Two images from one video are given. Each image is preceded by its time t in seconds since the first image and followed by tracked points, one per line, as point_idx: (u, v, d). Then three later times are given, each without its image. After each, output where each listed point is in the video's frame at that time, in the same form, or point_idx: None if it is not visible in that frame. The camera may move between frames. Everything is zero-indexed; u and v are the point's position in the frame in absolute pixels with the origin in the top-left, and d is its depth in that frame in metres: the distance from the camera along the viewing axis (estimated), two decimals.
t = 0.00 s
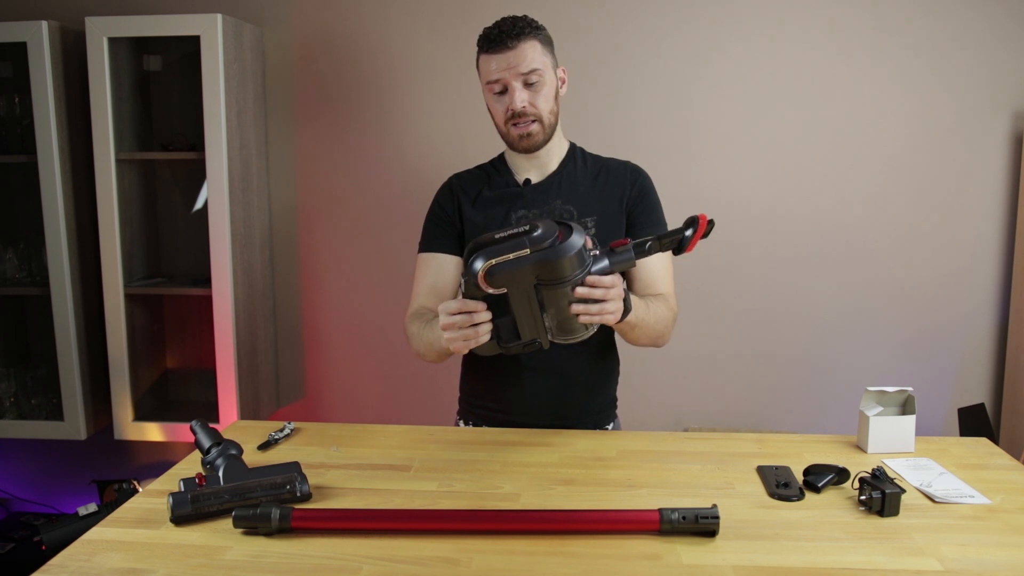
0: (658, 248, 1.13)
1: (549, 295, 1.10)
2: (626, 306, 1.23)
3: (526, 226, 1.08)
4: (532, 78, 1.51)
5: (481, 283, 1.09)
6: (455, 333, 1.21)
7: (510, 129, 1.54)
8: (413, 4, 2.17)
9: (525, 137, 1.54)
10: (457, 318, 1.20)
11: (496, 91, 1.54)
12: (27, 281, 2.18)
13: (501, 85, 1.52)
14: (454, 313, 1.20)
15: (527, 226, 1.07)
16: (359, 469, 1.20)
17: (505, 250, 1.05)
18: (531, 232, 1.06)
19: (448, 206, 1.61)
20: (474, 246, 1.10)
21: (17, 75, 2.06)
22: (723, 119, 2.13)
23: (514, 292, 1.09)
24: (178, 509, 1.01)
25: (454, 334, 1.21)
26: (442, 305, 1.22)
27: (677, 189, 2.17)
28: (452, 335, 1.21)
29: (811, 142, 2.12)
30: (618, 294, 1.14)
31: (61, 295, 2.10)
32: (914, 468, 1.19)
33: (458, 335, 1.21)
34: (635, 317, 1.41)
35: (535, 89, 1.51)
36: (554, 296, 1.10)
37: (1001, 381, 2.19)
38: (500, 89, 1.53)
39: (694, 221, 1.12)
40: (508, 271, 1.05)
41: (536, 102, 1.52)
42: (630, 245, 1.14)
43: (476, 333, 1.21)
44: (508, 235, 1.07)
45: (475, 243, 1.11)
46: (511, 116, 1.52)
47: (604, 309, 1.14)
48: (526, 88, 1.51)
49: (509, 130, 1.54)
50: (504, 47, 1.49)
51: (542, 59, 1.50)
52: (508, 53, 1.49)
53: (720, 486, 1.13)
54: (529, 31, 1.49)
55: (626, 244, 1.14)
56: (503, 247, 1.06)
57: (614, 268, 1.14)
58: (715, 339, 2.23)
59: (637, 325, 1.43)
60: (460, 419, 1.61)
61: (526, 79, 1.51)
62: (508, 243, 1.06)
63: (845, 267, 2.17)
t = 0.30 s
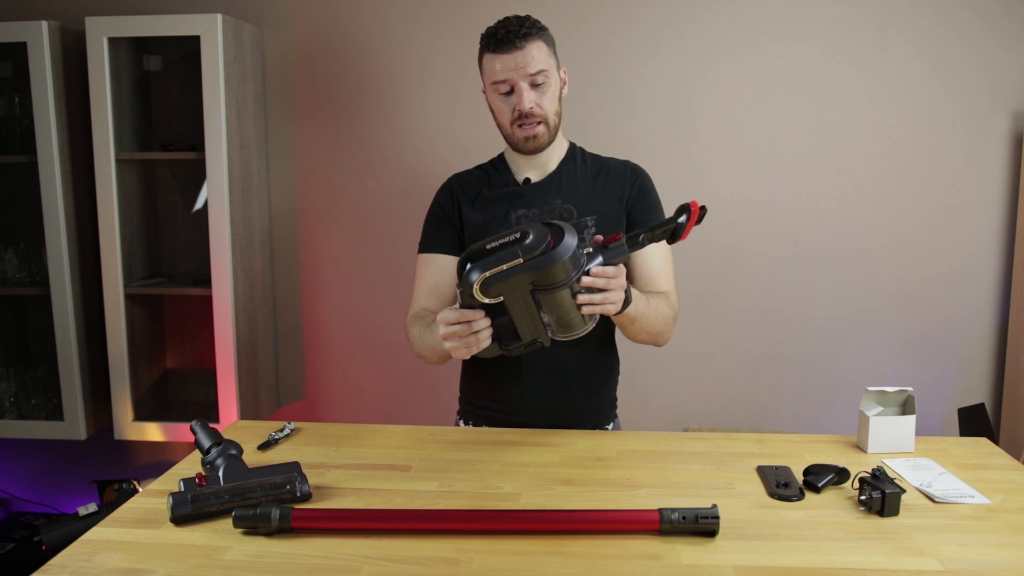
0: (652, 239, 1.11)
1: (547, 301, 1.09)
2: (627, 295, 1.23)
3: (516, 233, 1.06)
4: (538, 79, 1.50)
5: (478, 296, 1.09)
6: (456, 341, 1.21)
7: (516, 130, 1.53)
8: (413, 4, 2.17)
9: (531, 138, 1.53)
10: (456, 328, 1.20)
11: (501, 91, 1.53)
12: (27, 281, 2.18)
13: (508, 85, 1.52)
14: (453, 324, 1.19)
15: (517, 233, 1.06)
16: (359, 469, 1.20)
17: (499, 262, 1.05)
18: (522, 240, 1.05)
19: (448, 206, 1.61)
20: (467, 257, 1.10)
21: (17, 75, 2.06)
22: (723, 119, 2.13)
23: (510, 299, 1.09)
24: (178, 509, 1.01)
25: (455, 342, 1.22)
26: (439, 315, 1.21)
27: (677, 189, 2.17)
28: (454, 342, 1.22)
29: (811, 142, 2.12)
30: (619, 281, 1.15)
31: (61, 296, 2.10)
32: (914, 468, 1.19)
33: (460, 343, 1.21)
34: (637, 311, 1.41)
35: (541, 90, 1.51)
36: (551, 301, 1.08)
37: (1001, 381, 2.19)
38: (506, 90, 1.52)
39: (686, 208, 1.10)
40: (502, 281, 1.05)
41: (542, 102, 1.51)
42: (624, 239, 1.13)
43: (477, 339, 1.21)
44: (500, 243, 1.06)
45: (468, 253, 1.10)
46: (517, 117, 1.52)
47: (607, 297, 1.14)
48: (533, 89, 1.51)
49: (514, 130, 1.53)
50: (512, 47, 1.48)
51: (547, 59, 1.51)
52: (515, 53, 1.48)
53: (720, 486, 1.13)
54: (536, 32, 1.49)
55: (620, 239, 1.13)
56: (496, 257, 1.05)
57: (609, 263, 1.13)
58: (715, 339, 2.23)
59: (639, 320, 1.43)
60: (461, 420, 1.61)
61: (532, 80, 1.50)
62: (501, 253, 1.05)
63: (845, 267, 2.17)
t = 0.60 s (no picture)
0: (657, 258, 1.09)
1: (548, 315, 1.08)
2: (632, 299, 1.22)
3: (519, 247, 1.05)
4: (545, 80, 1.50)
5: (479, 307, 1.09)
6: (457, 347, 1.22)
7: (521, 130, 1.53)
8: (413, 4, 2.17)
9: (536, 138, 1.53)
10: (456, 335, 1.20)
11: (507, 91, 1.52)
12: (27, 281, 2.18)
13: (515, 85, 1.51)
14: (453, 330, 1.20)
15: (520, 248, 1.04)
16: (359, 469, 1.20)
17: (501, 276, 1.04)
18: (525, 256, 1.03)
19: (448, 207, 1.61)
20: (471, 267, 1.09)
21: (17, 75, 2.05)
22: (723, 119, 2.13)
23: (511, 312, 1.08)
24: (178, 509, 1.01)
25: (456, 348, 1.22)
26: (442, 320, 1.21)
27: (677, 189, 2.17)
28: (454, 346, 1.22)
29: (811, 142, 2.12)
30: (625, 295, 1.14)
31: (61, 296, 2.10)
32: (914, 468, 1.19)
33: (460, 349, 1.22)
34: (638, 315, 1.41)
35: (547, 91, 1.51)
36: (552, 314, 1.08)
37: (1001, 381, 2.19)
38: (512, 90, 1.52)
39: (695, 227, 1.08)
40: (504, 296, 1.05)
41: (548, 103, 1.52)
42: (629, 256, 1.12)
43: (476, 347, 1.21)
44: (503, 257, 1.05)
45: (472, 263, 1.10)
46: (523, 117, 1.51)
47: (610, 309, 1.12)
48: (540, 90, 1.51)
49: (520, 130, 1.53)
50: (520, 47, 1.48)
51: (554, 60, 1.50)
52: (523, 54, 1.48)
53: (720, 486, 1.13)
54: (543, 33, 1.49)
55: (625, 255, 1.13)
56: (497, 272, 1.05)
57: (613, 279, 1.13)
58: (715, 339, 2.23)
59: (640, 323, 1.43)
60: (462, 420, 1.61)
61: (539, 80, 1.50)
62: (503, 268, 1.05)
63: (845, 267, 2.17)
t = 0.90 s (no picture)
0: (675, 292, 1.04)
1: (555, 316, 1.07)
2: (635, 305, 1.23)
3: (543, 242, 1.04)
4: (544, 81, 1.50)
5: (488, 290, 1.07)
6: (459, 328, 1.21)
7: (520, 130, 1.53)
8: (413, 4, 2.17)
9: (534, 139, 1.53)
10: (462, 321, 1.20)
11: (506, 91, 1.53)
12: (27, 281, 2.18)
13: (514, 86, 1.51)
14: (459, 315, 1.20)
15: (544, 243, 1.03)
16: (359, 468, 1.20)
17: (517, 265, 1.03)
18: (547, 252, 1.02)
19: (449, 206, 1.61)
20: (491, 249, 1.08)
21: (17, 75, 2.06)
22: (723, 119, 2.13)
23: (518, 306, 1.07)
24: (178, 509, 1.01)
25: (459, 331, 1.22)
26: (450, 299, 1.21)
27: (677, 189, 2.17)
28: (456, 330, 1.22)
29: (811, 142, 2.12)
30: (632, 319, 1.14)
31: (61, 296, 2.10)
32: (914, 468, 1.19)
33: (462, 332, 1.22)
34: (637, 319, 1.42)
35: (547, 92, 1.51)
36: (560, 318, 1.07)
37: (1001, 381, 2.19)
38: (512, 90, 1.52)
39: (717, 272, 0.99)
40: (515, 285, 1.04)
41: (547, 105, 1.51)
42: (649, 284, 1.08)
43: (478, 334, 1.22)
44: (523, 248, 1.04)
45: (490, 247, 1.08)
46: (522, 118, 1.51)
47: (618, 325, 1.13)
48: (539, 91, 1.51)
49: (518, 131, 1.53)
50: (521, 48, 1.48)
51: (554, 62, 1.50)
52: (523, 55, 1.48)
53: (720, 486, 1.13)
54: (544, 35, 1.49)
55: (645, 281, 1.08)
56: (514, 261, 1.04)
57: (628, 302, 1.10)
58: (715, 339, 2.23)
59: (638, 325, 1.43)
60: (462, 421, 1.61)
61: (539, 82, 1.50)
62: (520, 258, 1.03)
63: (845, 267, 2.17)
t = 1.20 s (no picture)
0: (684, 310, 1.06)
1: (565, 314, 1.08)
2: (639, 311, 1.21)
3: (566, 238, 1.06)
4: (543, 80, 1.50)
5: (504, 276, 1.10)
6: (468, 312, 1.22)
7: (519, 129, 1.53)
8: (413, 4, 2.17)
9: (533, 138, 1.53)
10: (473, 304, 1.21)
11: (505, 91, 1.53)
12: (27, 281, 2.18)
13: (513, 85, 1.51)
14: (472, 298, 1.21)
15: (567, 239, 1.06)
16: (359, 468, 1.20)
17: (536, 255, 1.06)
18: (567, 248, 1.05)
19: (450, 205, 1.61)
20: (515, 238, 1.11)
21: (17, 75, 2.06)
22: (723, 119, 2.13)
23: (531, 298, 1.09)
24: (178, 509, 1.01)
25: (468, 316, 1.22)
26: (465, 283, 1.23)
27: (676, 189, 2.17)
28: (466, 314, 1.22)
29: (811, 142, 2.12)
30: (643, 332, 1.10)
31: (61, 296, 2.10)
32: (914, 468, 1.19)
33: (470, 316, 1.22)
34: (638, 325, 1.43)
35: (545, 91, 1.51)
36: (569, 316, 1.08)
37: (1001, 381, 2.19)
38: (511, 89, 1.52)
39: (731, 297, 1.01)
40: (531, 275, 1.06)
41: (546, 103, 1.51)
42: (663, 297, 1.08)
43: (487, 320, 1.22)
44: (546, 240, 1.07)
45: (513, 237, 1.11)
46: (521, 116, 1.51)
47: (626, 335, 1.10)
48: (538, 90, 1.51)
49: (518, 130, 1.53)
50: (518, 47, 1.48)
51: (553, 60, 1.50)
52: (521, 53, 1.48)
53: (720, 486, 1.13)
54: (541, 33, 1.49)
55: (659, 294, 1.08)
56: (534, 250, 1.06)
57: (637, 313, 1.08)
58: (715, 339, 2.23)
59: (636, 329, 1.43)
60: (463, 421, 1.61)
61: (538, 80, 1.50)
62: (541, 249, 1.06)
63: (845, 268, 2.17)
